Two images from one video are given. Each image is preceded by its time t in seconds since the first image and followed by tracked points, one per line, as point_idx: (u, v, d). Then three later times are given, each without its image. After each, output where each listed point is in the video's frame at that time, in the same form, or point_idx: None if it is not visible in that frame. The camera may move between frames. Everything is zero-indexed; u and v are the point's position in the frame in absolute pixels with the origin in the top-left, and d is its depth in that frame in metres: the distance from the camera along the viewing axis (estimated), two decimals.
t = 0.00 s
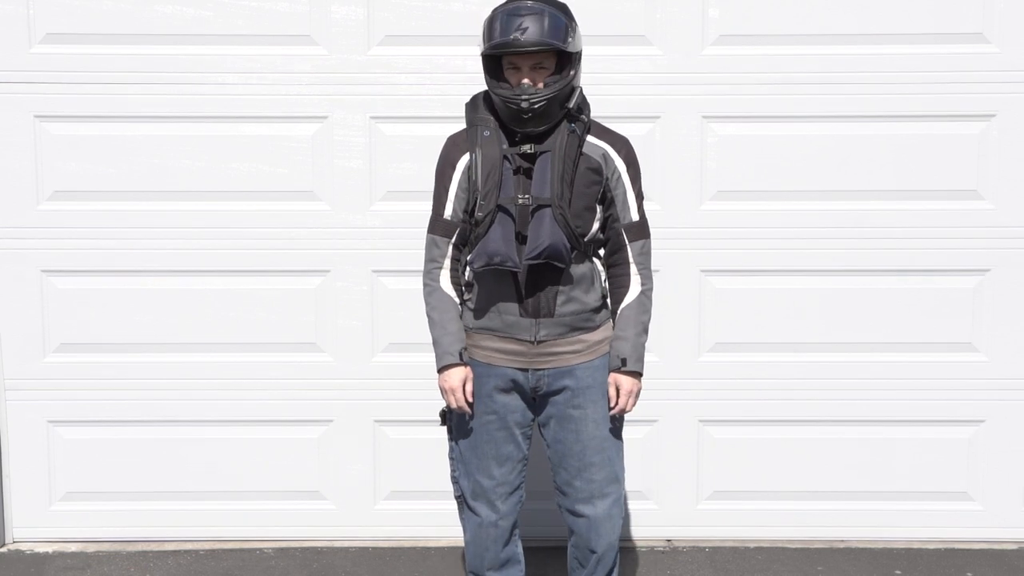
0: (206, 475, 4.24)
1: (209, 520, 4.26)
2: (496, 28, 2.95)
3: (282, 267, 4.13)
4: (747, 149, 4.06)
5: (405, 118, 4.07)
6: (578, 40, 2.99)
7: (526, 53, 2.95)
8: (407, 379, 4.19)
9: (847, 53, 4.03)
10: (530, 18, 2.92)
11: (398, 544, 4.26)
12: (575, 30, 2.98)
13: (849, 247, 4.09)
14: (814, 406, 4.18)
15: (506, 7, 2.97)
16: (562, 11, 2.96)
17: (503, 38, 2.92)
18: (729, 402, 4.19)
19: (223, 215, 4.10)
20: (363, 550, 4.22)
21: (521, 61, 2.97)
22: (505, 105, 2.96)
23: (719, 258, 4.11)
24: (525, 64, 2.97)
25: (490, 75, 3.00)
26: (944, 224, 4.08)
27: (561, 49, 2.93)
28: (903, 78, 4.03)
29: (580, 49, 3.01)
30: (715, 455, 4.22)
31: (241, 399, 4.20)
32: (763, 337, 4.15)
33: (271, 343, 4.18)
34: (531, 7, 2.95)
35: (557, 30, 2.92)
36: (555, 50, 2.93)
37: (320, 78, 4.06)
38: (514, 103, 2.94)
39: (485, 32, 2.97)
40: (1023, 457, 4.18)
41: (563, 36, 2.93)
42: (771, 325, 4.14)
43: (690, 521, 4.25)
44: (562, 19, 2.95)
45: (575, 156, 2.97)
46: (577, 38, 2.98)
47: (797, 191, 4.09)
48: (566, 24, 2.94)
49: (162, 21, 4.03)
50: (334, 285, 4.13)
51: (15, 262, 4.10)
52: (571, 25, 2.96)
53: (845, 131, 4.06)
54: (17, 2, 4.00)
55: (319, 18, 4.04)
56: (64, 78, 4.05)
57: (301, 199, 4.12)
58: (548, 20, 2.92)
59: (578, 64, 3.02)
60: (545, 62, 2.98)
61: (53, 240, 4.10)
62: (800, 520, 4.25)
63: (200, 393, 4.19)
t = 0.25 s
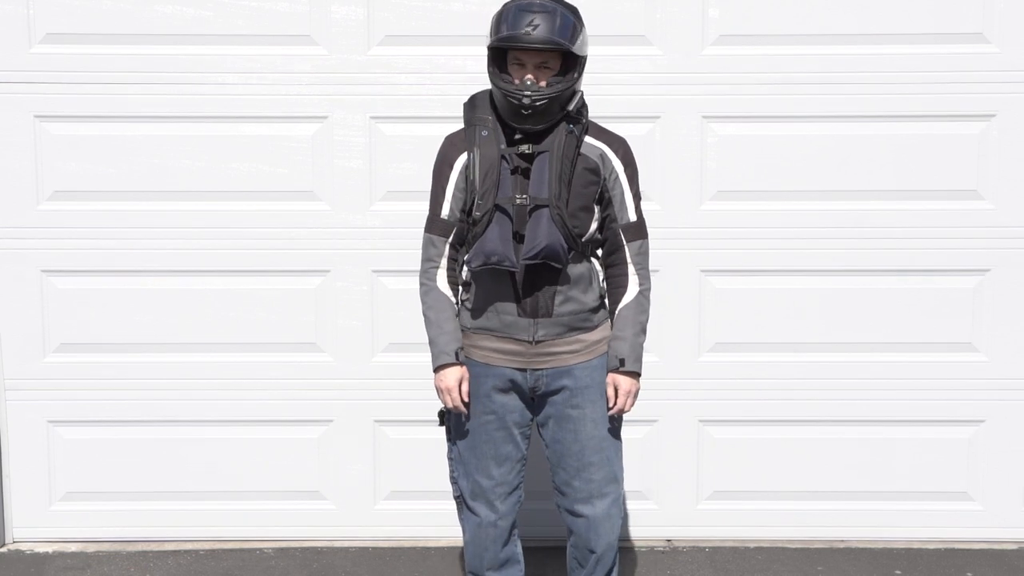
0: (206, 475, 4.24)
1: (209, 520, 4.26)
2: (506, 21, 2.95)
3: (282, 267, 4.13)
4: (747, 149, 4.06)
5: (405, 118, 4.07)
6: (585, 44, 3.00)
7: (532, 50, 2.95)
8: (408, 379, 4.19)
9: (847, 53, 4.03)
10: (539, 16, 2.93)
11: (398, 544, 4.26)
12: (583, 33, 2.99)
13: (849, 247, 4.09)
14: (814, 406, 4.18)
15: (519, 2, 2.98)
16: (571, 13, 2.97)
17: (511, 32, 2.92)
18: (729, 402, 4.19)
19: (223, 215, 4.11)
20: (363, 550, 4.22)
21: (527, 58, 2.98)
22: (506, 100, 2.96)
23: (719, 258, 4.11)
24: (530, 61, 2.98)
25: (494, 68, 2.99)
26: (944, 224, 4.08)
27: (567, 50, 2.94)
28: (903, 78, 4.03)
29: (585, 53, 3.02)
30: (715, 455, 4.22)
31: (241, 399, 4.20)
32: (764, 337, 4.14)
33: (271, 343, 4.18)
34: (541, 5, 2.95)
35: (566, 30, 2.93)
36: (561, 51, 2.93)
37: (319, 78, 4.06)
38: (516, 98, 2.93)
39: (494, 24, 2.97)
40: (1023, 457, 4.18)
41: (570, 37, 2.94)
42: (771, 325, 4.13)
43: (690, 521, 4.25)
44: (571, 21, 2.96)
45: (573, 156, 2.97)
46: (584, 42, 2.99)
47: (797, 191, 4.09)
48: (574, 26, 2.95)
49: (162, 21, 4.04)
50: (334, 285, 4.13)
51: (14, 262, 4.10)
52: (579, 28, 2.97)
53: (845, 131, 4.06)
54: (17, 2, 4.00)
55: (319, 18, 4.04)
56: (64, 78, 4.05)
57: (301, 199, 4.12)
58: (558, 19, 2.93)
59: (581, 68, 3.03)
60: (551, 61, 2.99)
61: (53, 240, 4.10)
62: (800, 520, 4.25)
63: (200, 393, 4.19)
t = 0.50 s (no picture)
0: (206, 475, 4.24)
1: (209, 520, 4.26)
2: (513, 18, 2.95)
3: (282, 267, 4.13)
4: (747, 149, 4.06)
5: (405, 118, 4.07)
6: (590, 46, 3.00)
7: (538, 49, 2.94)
8: (408, 379, 4.19)
9: (847, 53, 4.03)
10: (547, 15, 2.93)
11: (398, 543, 4.26)
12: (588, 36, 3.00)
13: (849, 247, 4.09)
14: (814, 406, 4.18)
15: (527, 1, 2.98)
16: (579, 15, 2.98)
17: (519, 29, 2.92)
18: (729, 402, 4.19)
19: (223, 215, 4.11)
20: (363, 550, 4.22)
21: (532, 56, 2.96)
22: (507, 97, 2.97)
23: (719, 258, 4.11)
24: (535, 61, 2.96)
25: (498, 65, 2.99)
26: (944, 224, 4.08)
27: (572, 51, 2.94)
28: (903, 78, 4.03)
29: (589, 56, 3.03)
30: (715, 455, 4.22)
31: (241, 399, 4.20)
32: (764, 337, 4.14)
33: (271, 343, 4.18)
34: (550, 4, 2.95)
35: (572, 32, 2.93)
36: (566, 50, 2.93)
37: (319, 78, 4.06)
38: (517, 94, 2.94)
39: (501, 20, 2.97)
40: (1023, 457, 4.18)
41: (577, 38, 2.94)
42: (771, 325, 4.13)
43: (690, 521, 4.25)
44: (578, 22, 2.96)
45: (572, 156, 2.97)
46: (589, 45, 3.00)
47: (797, 191, 4.09)
48: (580, 28, 2.96)
49: (162, 21, 4.04)
50: (334, 285, 4.13)
51: (14, 262, 4.10)
52: (585, 30, 2.98)
53: (845, 131, 4.06)
54: (16, 2, 4.00)
55: (319, 18, 4.04)
56: (64, 78, 4.05)
57: (301, 199, 4.12)
58: (565, 19, 2.93)
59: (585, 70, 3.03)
60: (556, 62, 2.98)
61: (53, 239, 4.10)
62: (800, 520, 4.25)
63: (200, 393, 4.19)
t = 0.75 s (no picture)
0: (206, 475, 4.24)
1: (209, 520, 4.26)
2: (514, 18, 2.95)
3: (282, 267, 4.13)
4: (747, 149, 4.06)
5: (405, 118, 4.07)
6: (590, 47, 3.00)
7: (538, 49, 2.94)
8: (408, 379, 4.19)
9: (847, 53, 4.03)
10: (548, 15, 2.93)
11: (398, 543, 4.26)
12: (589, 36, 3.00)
13: (849, 247, 4.09)
14: (814, 406, 4.18)
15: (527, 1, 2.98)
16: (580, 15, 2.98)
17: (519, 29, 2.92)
18: (729, 402, 4.19)
19: (223, 215, 4.11)
20: (363, 550, 4.22)
21: (532, 56, 2.97)
22: (507, 97, 2.97)
23: (719, 258, 4.11)
24: (535, 61, 2.97)
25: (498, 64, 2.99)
26: (944, 224, 4.08)
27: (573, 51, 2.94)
28: (903, 78, 4.03)
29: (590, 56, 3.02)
30: (715, 455, 4.22)
31: (241, 399, 4.20)
32: (764, 337, 4.14)
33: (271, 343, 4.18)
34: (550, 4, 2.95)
35: (573, 31, 2.93)
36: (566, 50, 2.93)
37: (319, 78, 4.06)
38: (518, 95, 2.94)
39: (502, 20, 2.98)
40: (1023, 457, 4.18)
41: (577, 38, 2.94)
42: (771, 325, 4.13)
43: (690, 521, 4.25)
44: (579, 23, 2.96)
45: (572, 156, 2.97)
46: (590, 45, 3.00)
47: (797, 191, 4.08)
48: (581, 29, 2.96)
49: (162, 21, 4.04)
50: (334, 285, 4.13)
51: (14, 262, 4.10)
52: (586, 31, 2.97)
53: (845, 131, 4.06)
54: (16, 2, 4.00)
55: (319, 18, 4.04)
56: (64, 78, 4.05)
57: (301, 199, 4.12)
58: (566, 19, 2.93)
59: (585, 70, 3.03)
60: (556, 62, 2.98)
61: (53, 239, 4.10)
62: (800, 520, 4.25)
63: (199, 393, 4.19)
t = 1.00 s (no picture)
0: (206, 475, 4.24)
1: (209, 521, 4.26)
2: (507, 21, 2.94)
3: (282, 267, 4.13)
4: (747, 149, 4.06)
5: (405, 118, 4.07)
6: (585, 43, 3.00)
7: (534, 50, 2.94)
8: (408, 379, 4.19)
9: (847, 53, 4.03)
10: (540, 16, 2.93)
11: (398, 544, 4.26)
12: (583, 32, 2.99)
13: (849, 247, 4.09)
14: (813, 406, 4.18)
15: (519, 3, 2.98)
16: (572, 12, 2.97)
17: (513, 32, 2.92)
18: (729, 402, 4.19)
19: (223, 215, 4.10)
20: (363, 550, 4.22)
21: (528, 57, 2.97)
22: (507, 99, 2.97)
23: (719, 258, 4.11)
24: (532, 62, 2.97)
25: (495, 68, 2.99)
26: (944, 224, 4.08)
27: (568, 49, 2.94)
28: (902, 78, 4.03)
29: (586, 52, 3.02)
30: (715, 455, 4.22)
31: (241, 399, 4.20)
32: (764, 337, 4.15)
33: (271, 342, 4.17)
34: (542, 4, 2.95)
35: (568, 30, 2.94)
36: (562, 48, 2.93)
37: (319, 78, 4.06)
38: (517, 97, 2.94)
39: (495, 24, 2.97)
40: (1022, 457, 4.18)
41: (571, 36, 2.94)
42: (771, 325, 4.14)
43: (690, 521, 4.25)
44: (572, 20, 2.95)
45: (573, 156, 2.97)
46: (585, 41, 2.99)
47: (797, 191, 4.09)
48: (574, 26, 2.95)
49: (162, 21, 4.03)
50: (334, 285, 4.13)
51: (14, 262, 4.10)
52: (579, 26, 2.97)
53: (845, 131, 4.06)
54: (16, 2, 4.00)
55: (319, 18, 4.04)
56: (64, 78, 4.05)
57: (301, 199, 4.12)
58: (559, 18, 2.93)
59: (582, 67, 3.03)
60: (553, 61, 2.98)
61: (53, 239, 4.10)
62: (800, 520, 4.25)
63: (199, 393, 4.19)
